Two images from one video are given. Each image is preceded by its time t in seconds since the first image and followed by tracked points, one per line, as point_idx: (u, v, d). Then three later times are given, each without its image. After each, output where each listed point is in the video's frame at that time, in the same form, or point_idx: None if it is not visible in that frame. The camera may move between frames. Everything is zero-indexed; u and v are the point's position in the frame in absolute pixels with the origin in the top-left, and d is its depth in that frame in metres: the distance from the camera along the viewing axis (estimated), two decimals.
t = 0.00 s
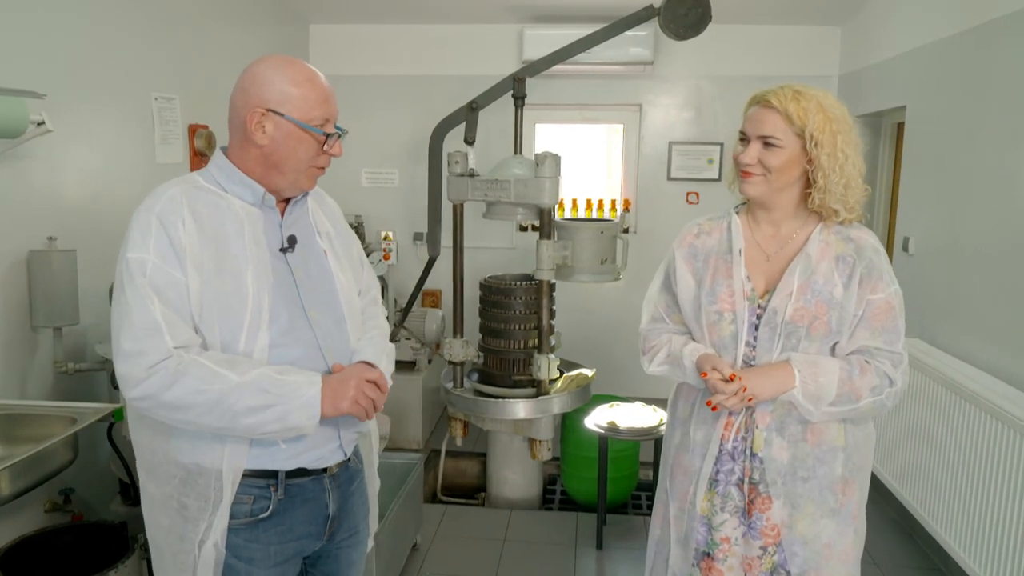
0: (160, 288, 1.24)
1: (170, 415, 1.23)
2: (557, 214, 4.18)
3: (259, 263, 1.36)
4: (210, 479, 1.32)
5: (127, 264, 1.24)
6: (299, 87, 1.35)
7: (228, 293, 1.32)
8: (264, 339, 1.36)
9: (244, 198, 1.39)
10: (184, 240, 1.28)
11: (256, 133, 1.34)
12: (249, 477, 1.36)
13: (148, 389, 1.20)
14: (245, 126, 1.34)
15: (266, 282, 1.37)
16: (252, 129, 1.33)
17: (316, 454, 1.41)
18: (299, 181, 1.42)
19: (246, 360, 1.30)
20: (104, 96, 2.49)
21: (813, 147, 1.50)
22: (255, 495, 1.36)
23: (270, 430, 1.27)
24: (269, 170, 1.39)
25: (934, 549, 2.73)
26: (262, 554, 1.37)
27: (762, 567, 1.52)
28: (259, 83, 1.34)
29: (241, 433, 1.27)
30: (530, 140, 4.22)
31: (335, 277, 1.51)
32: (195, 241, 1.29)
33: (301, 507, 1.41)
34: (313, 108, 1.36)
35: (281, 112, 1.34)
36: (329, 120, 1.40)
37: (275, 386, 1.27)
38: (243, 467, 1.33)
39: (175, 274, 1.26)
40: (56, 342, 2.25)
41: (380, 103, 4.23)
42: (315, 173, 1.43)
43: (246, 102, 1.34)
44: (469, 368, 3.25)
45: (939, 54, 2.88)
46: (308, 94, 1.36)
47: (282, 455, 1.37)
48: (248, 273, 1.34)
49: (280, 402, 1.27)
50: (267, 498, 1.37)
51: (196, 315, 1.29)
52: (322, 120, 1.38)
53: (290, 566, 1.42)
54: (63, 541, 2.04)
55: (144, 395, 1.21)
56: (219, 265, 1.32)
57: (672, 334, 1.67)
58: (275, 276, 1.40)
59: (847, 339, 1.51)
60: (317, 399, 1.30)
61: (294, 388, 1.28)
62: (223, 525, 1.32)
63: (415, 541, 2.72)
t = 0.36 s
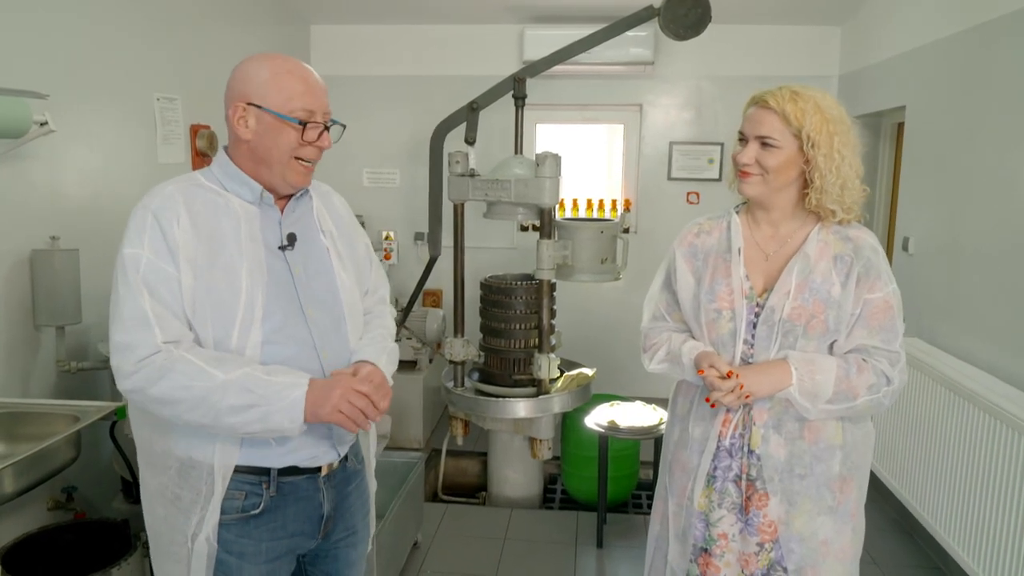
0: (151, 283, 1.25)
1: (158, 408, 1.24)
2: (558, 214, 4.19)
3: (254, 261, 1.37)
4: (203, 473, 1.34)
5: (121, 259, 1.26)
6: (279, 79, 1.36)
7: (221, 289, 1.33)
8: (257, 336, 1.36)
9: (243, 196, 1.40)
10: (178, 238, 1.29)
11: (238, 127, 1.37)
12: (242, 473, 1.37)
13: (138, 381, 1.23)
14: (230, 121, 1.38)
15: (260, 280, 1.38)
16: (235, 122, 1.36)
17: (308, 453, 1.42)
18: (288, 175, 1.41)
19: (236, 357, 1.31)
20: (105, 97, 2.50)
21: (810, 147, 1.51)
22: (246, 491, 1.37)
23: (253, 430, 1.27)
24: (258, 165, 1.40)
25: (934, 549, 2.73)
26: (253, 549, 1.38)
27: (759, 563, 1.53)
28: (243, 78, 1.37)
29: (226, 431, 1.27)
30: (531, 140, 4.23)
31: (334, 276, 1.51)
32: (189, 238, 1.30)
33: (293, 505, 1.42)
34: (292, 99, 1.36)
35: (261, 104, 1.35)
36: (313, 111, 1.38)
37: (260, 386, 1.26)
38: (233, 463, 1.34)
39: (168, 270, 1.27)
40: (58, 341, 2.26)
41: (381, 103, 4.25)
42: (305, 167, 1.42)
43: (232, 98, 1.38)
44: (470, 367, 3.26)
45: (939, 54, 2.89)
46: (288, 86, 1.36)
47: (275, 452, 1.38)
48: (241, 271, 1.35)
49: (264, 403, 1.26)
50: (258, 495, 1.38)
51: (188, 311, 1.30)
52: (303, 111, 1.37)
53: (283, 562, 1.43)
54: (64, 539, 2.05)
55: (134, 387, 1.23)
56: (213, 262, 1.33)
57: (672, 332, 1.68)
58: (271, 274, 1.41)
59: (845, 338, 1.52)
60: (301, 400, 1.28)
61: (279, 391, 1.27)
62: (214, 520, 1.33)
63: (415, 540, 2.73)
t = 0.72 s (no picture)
0: (150, 279, 1.31)
1: (146, 394, 1.28)
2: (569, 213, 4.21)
3: (257, 258, 1.40)
4: (210, 463, 1.37)
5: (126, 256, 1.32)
6: (274, 77, 1.38)
7: (223, 285, 1.37)
8: (259, 330, 1.39)
9: (250, 194, 1.44)
10: (179, 237, 1.34)
11: (239, 126, 1.41)
12: (249, 464, 1.40)
13: (123, 369, 1.27)
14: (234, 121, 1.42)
15: (262, 275, 1.40)
16: (235, 122, 1.41)
17: (311, 448, 1.44)
18: (287, 173, 1.41)
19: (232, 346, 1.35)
20: (121, 98, 2.54)
21: (817, 145, 1.52)
22: (253, 482, 1.40)
23: (226, 408, 1.26)
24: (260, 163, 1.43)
25: (944, 549, 2.72)
26: (259, 540, 1.41)
27: (766, 558, 1.54)
28: (244, 78, 1.41)
29: (201, 411, 1.27)
30: (542, 140, 4.25)
31: (344, 272, 1.52)
32: (189, 236, 1.35)
33: (299, 499, 1.44)
34: (284, 97, 1.37)
35: (256, 104, 1.38)
36: (308, 110, 1.39)
37: (231, 364, 1.26)
38: (239, 454, 1.37)
39: (167, 267, 1.33)
40: (75, 337, 2.30)
41: (393, 104, 4.28)
42: (306, 165, 1.42)
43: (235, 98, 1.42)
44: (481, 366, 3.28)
45: (950, 53, 2.88)
46: (282, 84, 1.38)
47: (279, 446, 1.41)
48: (243, 267, 1.39)
49: (233, 379, 1.25)
50: (264, 486, 1.40)
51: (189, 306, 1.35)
52: (296, 109, 1.38)
53: (291, 554, 1.45)
54: (81, 532, 2.08)
55: (125, 375, 1.27)
56: (215, 259, 1.37)
57: (682, 329, 1.68)
58: (277, 269, 1.44)
59: (853, 335, 1.53)
60: (268, 375, 1.27)
61: (248, 365, 1.27)
62: (222, 509, 1.37)
63: (425, 536, 2.75)
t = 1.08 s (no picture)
0: (170, 280, 1.36)
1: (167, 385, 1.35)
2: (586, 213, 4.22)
3: (277, 257, 1.44)
4: (233, 455, 1.42)
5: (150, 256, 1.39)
6: (299, 85, 1.41)
7: (245, 284, 1.41)
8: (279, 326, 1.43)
9: (271, 195, 1.47)
10: (200, 238, 1.39)
11: (265, 132, 1.45)
12: (270, 456, 1.43)
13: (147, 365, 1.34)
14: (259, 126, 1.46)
15: (282, 274, 1.44)
16: (261, 127, 1.44)
17: (331, 442, 1.46)
18: (313, 179, 1.44)
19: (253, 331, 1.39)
20: (146, 100, 2.60)
21: (832, 144, 1.52)
22: (274, 473, 1.43)
23: (233, 387, 1.32)
24: (285, 167, 1.46)
25: (962, 551, 2.70)
26: (280, 530, 1.44)
27: (779, 555, 1.54)
28: (269, 85, 1.44)
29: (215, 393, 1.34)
30: (560, 140, 4.27)
31: (366, 270, 1.55)
32: (210, 236, 1.40)
33: (319, 491, 1.46)
34: (310, 105, 1.40)
35: (281, 110, 1.42)
36: (333, 117, 1.41)
37: (232, 346, 1.32)
38: (260, 446, 1.41)
39: (186, 268, 1.38)
40: (100, 333, 2.35)
41: (412, 105, 4.31)
42: (331, 171, 1.45)
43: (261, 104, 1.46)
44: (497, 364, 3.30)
45: (971, 51, 2.85)
46: (306, 92, 1.40)
47: (299, 439, 1.45)
48: (263, 268, 1.42)
49: (236, 359, 1.31)
50: (285, 478, 1.43)
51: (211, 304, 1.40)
52: (321, 117, 1.40)
53: (311, 545, 1.48)
54: (106, 524, 2.13)
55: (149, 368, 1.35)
56: (237, 258, 1.41)
57: (696, 327, 1.69)
58: (297, 267, 1.47)
59: (867, 333, 1.53)
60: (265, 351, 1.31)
61: (249, 346, 1.31)
62: (244, 499, 1.41)
63: (441, 532, 2.78)
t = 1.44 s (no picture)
0: (195, 276, 1.37)
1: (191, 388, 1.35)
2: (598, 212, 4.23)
3: (298, 254, 1.46)
4: (254, 452, 1.43)
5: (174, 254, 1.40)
6: (322, 75, 1.45)
7: (268, 282, 1.43)
8: (300, 323, 1.45)
9: (291, 191, 1.51)
10: (223, 234, 1.40)
11: (287, 123, 1.46)
12: (290, 452, 1.45)
13: (172, 365, 1.34)
14: (279, 118, 1.47)
15: (303, 270, 1.46)
16: (284, 119, 1.46)
17: (351, 436, 1.48)
18: (335, 166, 1.48)
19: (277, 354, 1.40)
20: (162, 100, 2.63)
21: (838, 142, 1.53)
22: (294, 469, 1.45)
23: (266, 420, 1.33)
24: (305, 159, 1.49)
25: (973, 552, 2.69)
26: (299, 524, 1.47)
27: (784, 552, 1.55)
28: (289, 77, 1.47)
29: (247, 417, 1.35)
30: (571, 140, 4.28)
31: (381, 267, 1.58)
32: (234, 233, 1.41)
33: (338, 485, 1.49)
34: (335, 94, 1.45)
35: (306, 100, 1.45)
36: (356, 105, 1.47)
37: (270, 380, 1.32)
38: (282, 443, 1.43)
39: (211, 264, 1.39)
40: (116, 329, 2.39)
41: (424, 104, 4.34)
42: (351, 158, 1.50)
43: (279, 97, 1.48)
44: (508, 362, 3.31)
45: (985, 50, 2.84)
46: (331, 83, 1.45)
47: (319, 434, 1.46)
48: (285, 263, 1.44)
49: (272, 397, 1.31)
50: (305, 474, 1.46)
51: (234, 301, 1.41)
52: (346, 104, 1.46)
53: (328, 539, 1.51)
54: (121, 517, 2.17)
55: (172, 368, 1.35)
56: (259, 255, 1.43)
57: (703, 324, 1.71)
58: (317, 264, 1.49)
59: (874, 331, 1.53)
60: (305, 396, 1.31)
61: (287, 387, 1.31)
62: (264, 495, 1.44)
63: (451, 528, 2.80)
